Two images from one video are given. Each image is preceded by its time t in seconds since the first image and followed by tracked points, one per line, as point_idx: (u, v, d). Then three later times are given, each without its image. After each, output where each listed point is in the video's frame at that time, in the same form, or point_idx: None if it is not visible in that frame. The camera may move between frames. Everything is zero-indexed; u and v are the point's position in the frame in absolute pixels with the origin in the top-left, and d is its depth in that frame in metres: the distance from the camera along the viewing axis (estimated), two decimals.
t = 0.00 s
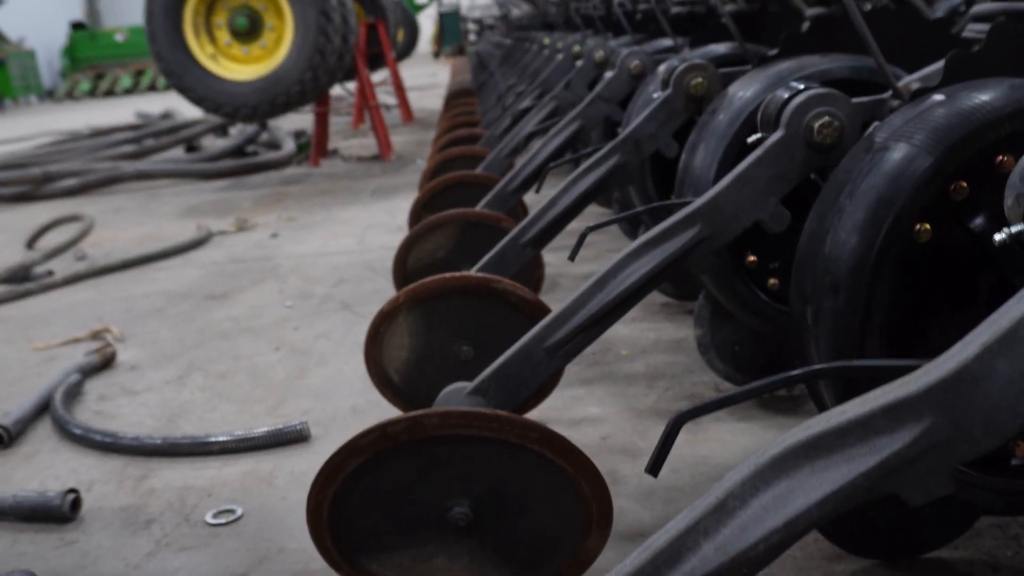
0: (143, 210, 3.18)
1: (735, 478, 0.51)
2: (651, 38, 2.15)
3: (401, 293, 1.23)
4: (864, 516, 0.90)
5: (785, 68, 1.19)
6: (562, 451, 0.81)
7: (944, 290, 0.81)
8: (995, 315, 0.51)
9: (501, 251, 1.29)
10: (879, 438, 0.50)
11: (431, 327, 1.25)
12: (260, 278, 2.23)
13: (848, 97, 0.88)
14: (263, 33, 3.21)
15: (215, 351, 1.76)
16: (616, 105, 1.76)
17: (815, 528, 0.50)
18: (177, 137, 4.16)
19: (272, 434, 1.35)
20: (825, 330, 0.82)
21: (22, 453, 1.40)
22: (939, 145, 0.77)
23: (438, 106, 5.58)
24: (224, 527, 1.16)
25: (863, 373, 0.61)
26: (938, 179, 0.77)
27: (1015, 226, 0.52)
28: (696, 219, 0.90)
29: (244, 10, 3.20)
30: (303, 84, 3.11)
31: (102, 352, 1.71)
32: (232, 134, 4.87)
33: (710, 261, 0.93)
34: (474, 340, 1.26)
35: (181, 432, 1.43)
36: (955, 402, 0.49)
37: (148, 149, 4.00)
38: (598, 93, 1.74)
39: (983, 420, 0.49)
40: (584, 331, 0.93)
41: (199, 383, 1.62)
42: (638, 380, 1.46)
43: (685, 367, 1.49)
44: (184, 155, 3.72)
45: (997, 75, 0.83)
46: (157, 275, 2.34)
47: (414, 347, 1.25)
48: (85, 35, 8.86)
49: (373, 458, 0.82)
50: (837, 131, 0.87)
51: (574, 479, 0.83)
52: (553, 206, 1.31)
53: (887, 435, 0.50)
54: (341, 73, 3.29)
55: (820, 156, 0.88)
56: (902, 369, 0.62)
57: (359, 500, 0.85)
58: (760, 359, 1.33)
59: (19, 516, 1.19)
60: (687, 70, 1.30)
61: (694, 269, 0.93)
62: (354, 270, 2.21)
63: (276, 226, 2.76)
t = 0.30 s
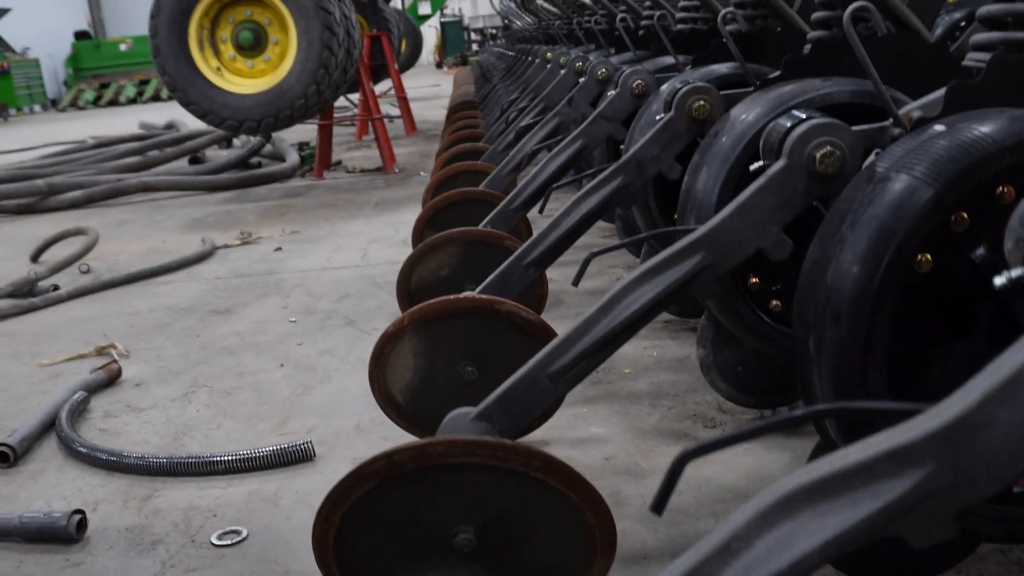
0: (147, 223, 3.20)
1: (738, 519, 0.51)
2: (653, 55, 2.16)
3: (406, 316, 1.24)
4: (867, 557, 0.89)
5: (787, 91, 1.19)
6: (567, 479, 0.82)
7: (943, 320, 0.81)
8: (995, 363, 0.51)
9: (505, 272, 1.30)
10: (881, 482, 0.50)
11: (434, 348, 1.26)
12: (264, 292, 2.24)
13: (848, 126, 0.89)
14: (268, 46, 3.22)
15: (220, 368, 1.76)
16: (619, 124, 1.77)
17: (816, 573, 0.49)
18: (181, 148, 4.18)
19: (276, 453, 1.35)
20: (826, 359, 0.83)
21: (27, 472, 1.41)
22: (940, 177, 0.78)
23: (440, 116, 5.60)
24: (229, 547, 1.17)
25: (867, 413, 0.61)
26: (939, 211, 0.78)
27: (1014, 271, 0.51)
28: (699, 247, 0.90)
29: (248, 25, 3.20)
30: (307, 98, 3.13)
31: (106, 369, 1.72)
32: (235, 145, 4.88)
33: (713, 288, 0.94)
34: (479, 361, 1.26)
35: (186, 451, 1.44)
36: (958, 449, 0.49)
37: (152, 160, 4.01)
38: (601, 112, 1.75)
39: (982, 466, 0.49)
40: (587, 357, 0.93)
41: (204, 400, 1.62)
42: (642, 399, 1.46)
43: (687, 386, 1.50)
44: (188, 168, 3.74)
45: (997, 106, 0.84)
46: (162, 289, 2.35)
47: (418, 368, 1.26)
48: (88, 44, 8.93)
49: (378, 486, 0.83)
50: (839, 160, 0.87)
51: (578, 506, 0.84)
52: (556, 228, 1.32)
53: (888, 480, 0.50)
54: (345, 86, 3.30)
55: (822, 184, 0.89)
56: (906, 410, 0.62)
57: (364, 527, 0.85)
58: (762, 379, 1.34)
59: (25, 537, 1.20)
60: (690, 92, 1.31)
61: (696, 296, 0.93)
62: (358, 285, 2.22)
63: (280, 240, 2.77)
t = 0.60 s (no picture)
0: (149, 236, 3.20)
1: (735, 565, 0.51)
2: (655, 73, 2.16)
3: (407, 337, 1.24)
4: None
5: (788, 115, 1.20)
6: (569, 509, 0.82)
7: (943, 351, 0.81)
8: (993, 411, 0.51)
9: (506, 293, 1.30)
10: (881, 529, 0.49)
11: (435, 370, 1.26)
12: (266, 308, 2.24)
13: (848, 156, 0.89)
14: (270, 59, 3.23)
15: (221, 386, 1.76)
16: (620, 143, 1.77)
17: None
18: (184, 160, 4.18)
19: (278, 474, 1.36)
20: (826, 390, 0.83)
21: (28, 492, 1.41)
22: (940, 210, 0.78)
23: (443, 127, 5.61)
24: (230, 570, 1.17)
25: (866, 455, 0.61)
26: (939, 243, 0.78)
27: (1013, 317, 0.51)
28: (699, 276, 0.90)
29: (250, 38, 3.22)
30: (309, 111, 3.14)
31: (107, 388, 1.72)
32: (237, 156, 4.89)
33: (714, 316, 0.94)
34: (480, 382, 1.27)
35: (187, 471, 1.44)
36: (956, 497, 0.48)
37: (154, 172, 4.02)
38: (602, 131, 1.75)
39: (982, 514, 0.49)
40: (587, 385, 0.93)
41: (205, 419, 1.62)
42: (643, 420, 1.46)
43: (688, 407, 1.49)
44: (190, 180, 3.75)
45: (995, 138, 0.84)
46: (163, 304, 2.36)
47: (420, 389, 1.26)
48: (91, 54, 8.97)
49: (378, 514, 0.83)
50: (839, 191, 0.88)
51: (580, 536, 0.83)
52: (556, 250, 1.32)
53: (888, 527, 0.49)
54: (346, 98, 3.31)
55: (822, 214, 0.89)
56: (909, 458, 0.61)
57: (364, 555, 0.85)
58: (764, 402, 1.33)
59: (25, 559, 1.20)
60: (691, 115, 1.31)
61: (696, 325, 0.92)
62: (359, 301, 2.23)
63: (281, 254, 2.77)
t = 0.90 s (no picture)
0: (148, 251, 3.20)
1: None
2: (653, 94, 2.17)
3: (406, 364, 1.25)
4: None
5: (786, 144, 1.20)
6: (568, 545, 0.82)
7: (939, 387, 0.82)
8: (986, 470, 0.52)
9: (505, 317, 1.30)
10: None
11: (434, 395, 1.26)
12: (265, 326, 2.24)
13: (846, 193, 0.89)
14: (270, 77, 3.24)
15: (218, 407, 1.76)
16: (619, 166, 1.77)
17: None
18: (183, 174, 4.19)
19: (275, 498, 1.35)
20: (824, 427, 0.83)
21: (25, 515, 1.41)
22: (938, 250, 0.78)
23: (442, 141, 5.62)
24: None
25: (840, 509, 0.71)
26: (936, 283, 0.78)
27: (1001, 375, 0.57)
28: (697, 310, 0.90)
29: (250, 54, 3.22)
30: (309, 127, 3.15)
31: (106, 409, 1.72)
32: (237, 169, 4.90)
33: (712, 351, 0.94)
34: (479, 409, 1.27)
35: (186, 494, 1.44)
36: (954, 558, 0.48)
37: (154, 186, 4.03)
38: (601, 154, 1.75)
39: (979, 570, 0.49)
40: (586, 417, 0.93)
41: (204, 440, 1.62)
42: (642, 445, 1.46)
43: (685, 432, 1.50)
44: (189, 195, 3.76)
45: (993, 175, 0.84)
46: (162, 321, 2.36)
47: (418, 416, 1.26)
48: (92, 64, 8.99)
49: (375, 549, 0.83)
50: (838, 228, 0.88)
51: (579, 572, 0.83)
52: (556, 275, 1.33)
53: None
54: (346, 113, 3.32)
55: (820, 250, 0.89)
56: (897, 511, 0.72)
57: None
58: (760, 428, 1.34)
59: None
60: (690, 143, 1.31)
61: (695, 359, 0.93)
62: (358, 320, 2.23)
63: (280, 270, 2.78)
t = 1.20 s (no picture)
0: (147, 267, 3.21)
1: None
2: (653, 115, 2.18)
3: (406, 390, 1.24)
4: None
5: (785, 172, 1.21)
6: None
7: (939, 421, 0.82)
8: (990, 520, 0.52)
9: (504, 341, 1.31)
10: None
11: (434, 420, 1.26)
12: (265, 345, 2.24)
13: (846, 227, 0.89)
14: (271, 93, 3.25)
15: (218, 428, 1.77)
16: (619, 189, 1.78)
17: None
18: (183, 188, 4.19)
19: (274, 522, 1.35)
20: (823, 461, 0.84)
21: (24, 539, 1.41)
22: (936, 286, 0.78)
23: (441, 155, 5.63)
24: None
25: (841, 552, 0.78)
26: (935, 319, 0.78)
27: (1006, 419, 0.62)
28: (697, 343, 0.91)
29: (251, 70, 3.24)
30: (309, 143, 3.16)
31: (106, 430, 1.72)
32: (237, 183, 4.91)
33: (712, 382, 0.94)
34: (476, 437, 1.26)
35: (185, 518, 1.44)
36: None
37: (154, 201, 4.03)
38: (601, 177, 1.76)
39: None
40: (586, 449, 0.93)
41: (203, 462, 1.63)
42: (641, 468, 1.47)
43: (685, 455, 1.50)
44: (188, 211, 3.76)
45: (990, 211, 0.85)
46: (162, 339, 2.36)
47: (418, 441, 1.27)
48: (93, 77, 9.01)
49: None
50: (837, 262, 0.88)
51: None
52: (556, 300, 1.33)
53: None
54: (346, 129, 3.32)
55: (819, 283, 0.89)
56: (886, 571, 0.80)
57: None
58: (758, 452, 1.34)
59: None
60: (689, 170, 1.32)
61: (694, 391, 0.93)
62: (358, 339, 2.23)
63: (280, 287, 2.78)
